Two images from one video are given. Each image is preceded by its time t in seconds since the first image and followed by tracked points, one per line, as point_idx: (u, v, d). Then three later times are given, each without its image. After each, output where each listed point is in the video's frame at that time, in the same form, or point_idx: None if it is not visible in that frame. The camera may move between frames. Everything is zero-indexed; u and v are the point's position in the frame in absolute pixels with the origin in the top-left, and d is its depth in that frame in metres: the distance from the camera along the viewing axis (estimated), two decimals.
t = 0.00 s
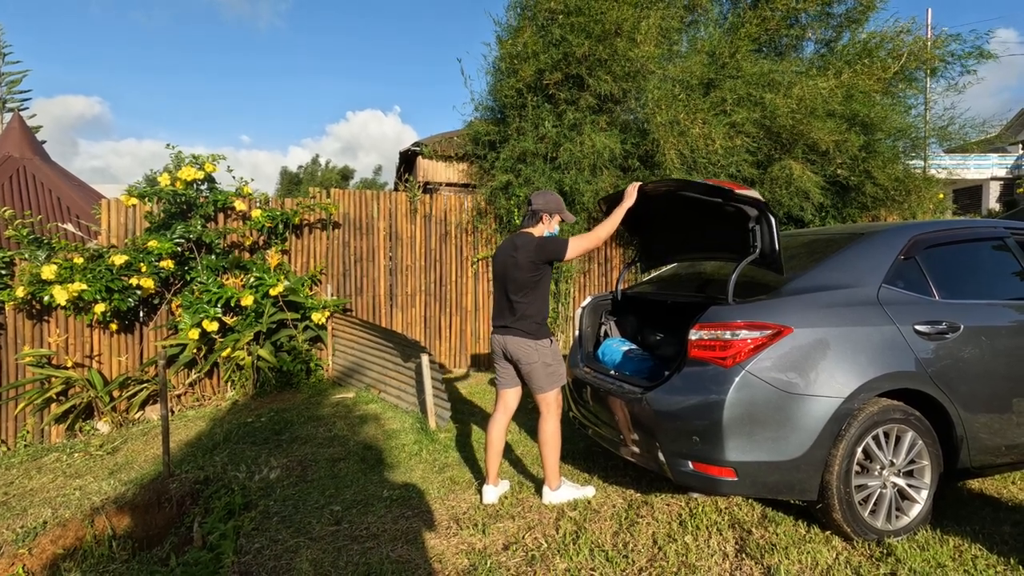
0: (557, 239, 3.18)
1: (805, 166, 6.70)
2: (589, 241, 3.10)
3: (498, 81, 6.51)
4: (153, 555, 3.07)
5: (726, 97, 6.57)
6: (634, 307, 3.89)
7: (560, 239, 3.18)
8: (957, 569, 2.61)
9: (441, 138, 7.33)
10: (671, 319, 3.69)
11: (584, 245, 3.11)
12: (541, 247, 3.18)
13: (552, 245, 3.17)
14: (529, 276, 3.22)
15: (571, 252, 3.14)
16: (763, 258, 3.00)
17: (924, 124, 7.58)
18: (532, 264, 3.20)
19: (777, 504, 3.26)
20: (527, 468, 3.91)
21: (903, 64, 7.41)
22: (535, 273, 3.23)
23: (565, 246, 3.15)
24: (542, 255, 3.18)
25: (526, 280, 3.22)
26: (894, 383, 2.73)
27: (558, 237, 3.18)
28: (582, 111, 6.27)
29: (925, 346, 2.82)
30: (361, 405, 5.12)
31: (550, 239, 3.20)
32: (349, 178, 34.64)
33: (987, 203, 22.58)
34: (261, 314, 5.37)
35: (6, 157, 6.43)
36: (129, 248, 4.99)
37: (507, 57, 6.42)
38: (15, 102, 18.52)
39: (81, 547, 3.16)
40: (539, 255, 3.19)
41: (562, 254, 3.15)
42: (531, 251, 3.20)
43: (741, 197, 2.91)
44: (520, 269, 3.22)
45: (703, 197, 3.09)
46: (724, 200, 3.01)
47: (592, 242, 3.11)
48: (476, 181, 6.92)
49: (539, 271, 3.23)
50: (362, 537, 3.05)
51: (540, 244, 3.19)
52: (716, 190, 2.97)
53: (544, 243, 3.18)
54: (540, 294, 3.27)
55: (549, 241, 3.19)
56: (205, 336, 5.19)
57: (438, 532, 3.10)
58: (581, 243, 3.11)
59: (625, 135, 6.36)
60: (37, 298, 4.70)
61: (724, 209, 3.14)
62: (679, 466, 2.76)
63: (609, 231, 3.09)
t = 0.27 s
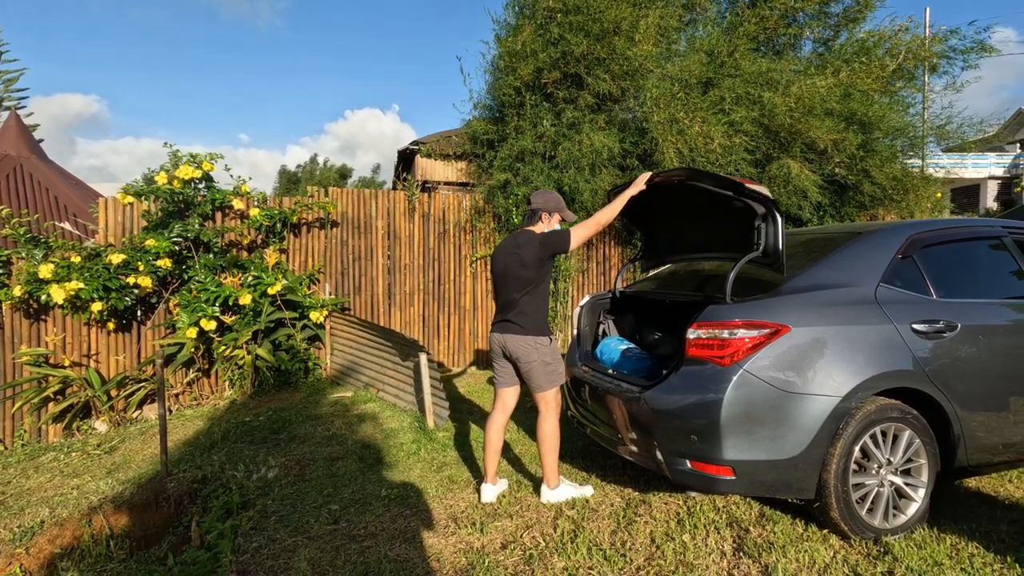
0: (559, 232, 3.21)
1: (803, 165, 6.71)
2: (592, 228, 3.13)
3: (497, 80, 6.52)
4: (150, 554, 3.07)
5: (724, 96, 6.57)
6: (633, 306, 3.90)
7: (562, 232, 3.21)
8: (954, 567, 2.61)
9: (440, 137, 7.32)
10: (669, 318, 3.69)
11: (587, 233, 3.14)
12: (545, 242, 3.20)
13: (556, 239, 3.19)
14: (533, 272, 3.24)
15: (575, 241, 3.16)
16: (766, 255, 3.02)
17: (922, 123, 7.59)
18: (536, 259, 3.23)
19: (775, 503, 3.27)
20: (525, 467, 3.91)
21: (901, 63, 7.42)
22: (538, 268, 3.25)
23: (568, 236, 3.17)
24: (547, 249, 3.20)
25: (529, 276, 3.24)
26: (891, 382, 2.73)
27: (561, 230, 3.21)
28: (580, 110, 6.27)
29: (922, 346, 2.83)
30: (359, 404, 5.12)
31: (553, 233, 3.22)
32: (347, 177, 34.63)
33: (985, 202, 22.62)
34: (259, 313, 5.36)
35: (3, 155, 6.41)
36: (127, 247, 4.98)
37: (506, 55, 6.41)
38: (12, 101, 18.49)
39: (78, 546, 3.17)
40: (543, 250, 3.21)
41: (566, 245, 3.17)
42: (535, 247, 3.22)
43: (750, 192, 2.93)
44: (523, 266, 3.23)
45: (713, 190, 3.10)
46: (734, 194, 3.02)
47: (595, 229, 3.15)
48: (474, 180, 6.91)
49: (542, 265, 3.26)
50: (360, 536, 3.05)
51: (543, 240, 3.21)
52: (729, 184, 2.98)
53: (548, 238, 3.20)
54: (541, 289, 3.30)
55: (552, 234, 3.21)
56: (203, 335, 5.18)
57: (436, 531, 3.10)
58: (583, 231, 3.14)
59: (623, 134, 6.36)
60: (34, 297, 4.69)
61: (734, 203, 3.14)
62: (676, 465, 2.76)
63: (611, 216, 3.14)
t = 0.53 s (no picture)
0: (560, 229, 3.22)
1: (802, 165, 6.71)
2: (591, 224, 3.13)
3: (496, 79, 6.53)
4: (150, 554, 3.07)
5: (723, 96, 6.57)
6: (632, 306, 3.89)
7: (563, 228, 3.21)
8: (953, 567, 2.61)
9: (439, 137, 7.32)
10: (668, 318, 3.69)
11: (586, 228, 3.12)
12: (546, 239, 3.21)
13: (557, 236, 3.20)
14: (533, 270, 3.25)
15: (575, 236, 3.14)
16: (766, 254, 3.02)
17: (921, 122, 7.60)
18: (537, 257, 3.24)
19: (774, 503, 3.27)
20: (524, 467, 3.91)
21: (900, 63, 7.42)
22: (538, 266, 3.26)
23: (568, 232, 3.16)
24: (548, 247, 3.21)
25: (529, 274, 3.25)
26: (891, 382, 2.73)
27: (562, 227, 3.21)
28: (580, 110, 6.27)
29: (921, 346, 2.83)
30: (358, 404, 5.12)
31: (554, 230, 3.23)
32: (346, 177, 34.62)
33: (983, 202, 22.65)
34: (258, 313, 5.35)
35: (2, 156, 6.41)
36: (126, 247, 4.98)
37: (505, 55, 6.41)
38: (12, 101, 18.50)
39: (77, 546, 3.17)
40: (544, 248, 3.22)
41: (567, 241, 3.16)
42: (536, 245, 3.23)
43: (753, 191, 2.94)
44: (524, 264, 3.24)
45: (716, 188, 3.10)
46: (737, 193, 3.02)
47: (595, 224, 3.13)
48: (474, 180, 6.91)
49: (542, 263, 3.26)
50: (360, 536, 3.04)
51: (544, 238, 3.23)
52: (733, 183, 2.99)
53: (549, 236, 3.21)
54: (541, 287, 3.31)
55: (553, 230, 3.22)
56: (202, 335, 5.17)
57: (436, 531, 3.10)
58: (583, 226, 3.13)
59: (623, 133, 6.35)
60: (33, 297, 4.69)
61: (736, 202, 3.15)
62: (676, 464, 2.76)
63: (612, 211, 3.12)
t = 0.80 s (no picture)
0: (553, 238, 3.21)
1: (802, 165, 6.71)
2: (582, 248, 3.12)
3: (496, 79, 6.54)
4: (150, 555, 3.07)
5: (723, 96, 6.57)
6: (632, 306, 3.89)
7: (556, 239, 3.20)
8: (953, 567, 2.61)
9: (439, 137, 7.32)
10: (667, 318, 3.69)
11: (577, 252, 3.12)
12: (536, 245, 3.20)
13: (548, 243, 3.19)
14: (524, 274, 3.24)
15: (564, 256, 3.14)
16: (767, 254, 3.03)
17: (921, 123, 7.60)
18: (528, 260, 3.23)
19: (774, 503, 3.27)
20: (524, 466, 3.91)
21: (900, 63, 7.43)
22: (530, 272, 3.25)
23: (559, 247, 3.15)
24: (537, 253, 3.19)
25: (521, 278, 3.24)
26: (890, 382, 2.73)
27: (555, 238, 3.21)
28: (580, 110, 6.27)
29: (921, 346, 2.83)
30: (358, 404, 5.12)
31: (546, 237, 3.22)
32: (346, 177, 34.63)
33: (983, 202, 22.67)
34: (258, 313, 5.35)
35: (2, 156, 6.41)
36: (126, 247, 4.98)
37: (505, 56, 6.41)
38: (10, 100, 18.49)
39: (78, 546, 3.16)
40: (533, 252, 3.21)
41: (557, 256, 3.15)
42: (526, 248, 3.23)
43: (753, 190, 2.95)
44: (516, 266, 3.25)
45: (717, 188, 3.10)
46: (738, 193, 3.03)
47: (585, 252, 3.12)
48: (474, 180, 6.91)
49: (535, 269, 3.25)
50: (360, 536, 3.04)
51: (535, 242, 3.21)
52: (732, 183, 3.00)
53: (540, 240, 3.21)
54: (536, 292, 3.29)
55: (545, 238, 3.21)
56: (202, 335, 5.17)
57: (436, 531, 3.10)
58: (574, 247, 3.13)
59: (623, 133, 6.35)
60: (33, 297, 4.68)
61: (736, 203, 3.16)
62: (676, 464, 2.76)
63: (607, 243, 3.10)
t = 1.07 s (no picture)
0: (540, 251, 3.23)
1: (801, 165, 6.71)
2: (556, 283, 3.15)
3: (496, 79, 6.55)
4: (149, 555, 3.06)
5: (722, 96, 6.57)
6: (632, 306, 3.89)
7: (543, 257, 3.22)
8: (953, 567, 2.61)
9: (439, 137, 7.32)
10: (667, 318, 3.69)
11: (551, 283, 3.16)
12: (521, 253, 3.22)
13: (534, 256, 3.21)
14: (510, 281, 3.26)
15: (539, 282, 3.17)
16: (766, 254, 3.03)
17: (920, 123, 7.60)
18: (513, 267, 3.25)
19: (774, 503, 3.27)
20: (524, 466, 3.90)
21: (899, 63, 7.43)
22: (517, 280, 3.26)
23: (541, 268, 3.18)
24: (521, 262, 3.20)
25: (509, 283, 3.26)
26: (890, 382, 2.73)
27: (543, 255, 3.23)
28: (579, 110, 6.26)
29: (921, 346, 2.83)
30: (357, 404, 5.11)
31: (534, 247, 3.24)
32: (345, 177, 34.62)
33: (982, 202, 22.70)
34: (258, 313, 5.34)
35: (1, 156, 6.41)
36: (125, 247, 4.97)
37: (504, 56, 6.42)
38: (9, 99, 18.48)
39: (76, 547, 3.15)
40: (519, 260, 3.22)
41: (535, 277, 3.17)
42: (514, 254, 3.25)
43: (752, 191, 2.95)
44: (504, 271, 3.28)
45: (716, 189, 3.11)
46: (736, 194, 3.03)
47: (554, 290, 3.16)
48: (473, 180, 6.91)
49: (519, 282, 3.26)
50: (360, 536, 3.04)
51: (522, 250, 3.23)
52: (731, 184, 3.00)
53: (527, 248, 3.23)
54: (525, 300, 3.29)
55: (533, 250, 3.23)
56: (202, 335, 5.16)
57: (435, 531, 3.09)
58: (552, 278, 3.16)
59: (622, 133, 6.35)
60: (32, 297, 4.68)
61: (734, 203, 3.17)
62: (675, 465, 2.76)
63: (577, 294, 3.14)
